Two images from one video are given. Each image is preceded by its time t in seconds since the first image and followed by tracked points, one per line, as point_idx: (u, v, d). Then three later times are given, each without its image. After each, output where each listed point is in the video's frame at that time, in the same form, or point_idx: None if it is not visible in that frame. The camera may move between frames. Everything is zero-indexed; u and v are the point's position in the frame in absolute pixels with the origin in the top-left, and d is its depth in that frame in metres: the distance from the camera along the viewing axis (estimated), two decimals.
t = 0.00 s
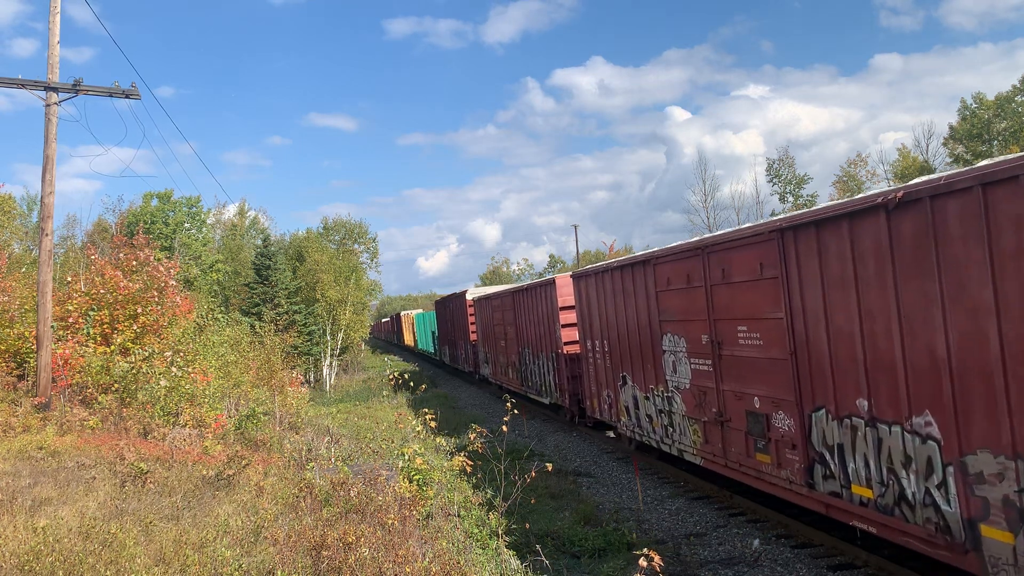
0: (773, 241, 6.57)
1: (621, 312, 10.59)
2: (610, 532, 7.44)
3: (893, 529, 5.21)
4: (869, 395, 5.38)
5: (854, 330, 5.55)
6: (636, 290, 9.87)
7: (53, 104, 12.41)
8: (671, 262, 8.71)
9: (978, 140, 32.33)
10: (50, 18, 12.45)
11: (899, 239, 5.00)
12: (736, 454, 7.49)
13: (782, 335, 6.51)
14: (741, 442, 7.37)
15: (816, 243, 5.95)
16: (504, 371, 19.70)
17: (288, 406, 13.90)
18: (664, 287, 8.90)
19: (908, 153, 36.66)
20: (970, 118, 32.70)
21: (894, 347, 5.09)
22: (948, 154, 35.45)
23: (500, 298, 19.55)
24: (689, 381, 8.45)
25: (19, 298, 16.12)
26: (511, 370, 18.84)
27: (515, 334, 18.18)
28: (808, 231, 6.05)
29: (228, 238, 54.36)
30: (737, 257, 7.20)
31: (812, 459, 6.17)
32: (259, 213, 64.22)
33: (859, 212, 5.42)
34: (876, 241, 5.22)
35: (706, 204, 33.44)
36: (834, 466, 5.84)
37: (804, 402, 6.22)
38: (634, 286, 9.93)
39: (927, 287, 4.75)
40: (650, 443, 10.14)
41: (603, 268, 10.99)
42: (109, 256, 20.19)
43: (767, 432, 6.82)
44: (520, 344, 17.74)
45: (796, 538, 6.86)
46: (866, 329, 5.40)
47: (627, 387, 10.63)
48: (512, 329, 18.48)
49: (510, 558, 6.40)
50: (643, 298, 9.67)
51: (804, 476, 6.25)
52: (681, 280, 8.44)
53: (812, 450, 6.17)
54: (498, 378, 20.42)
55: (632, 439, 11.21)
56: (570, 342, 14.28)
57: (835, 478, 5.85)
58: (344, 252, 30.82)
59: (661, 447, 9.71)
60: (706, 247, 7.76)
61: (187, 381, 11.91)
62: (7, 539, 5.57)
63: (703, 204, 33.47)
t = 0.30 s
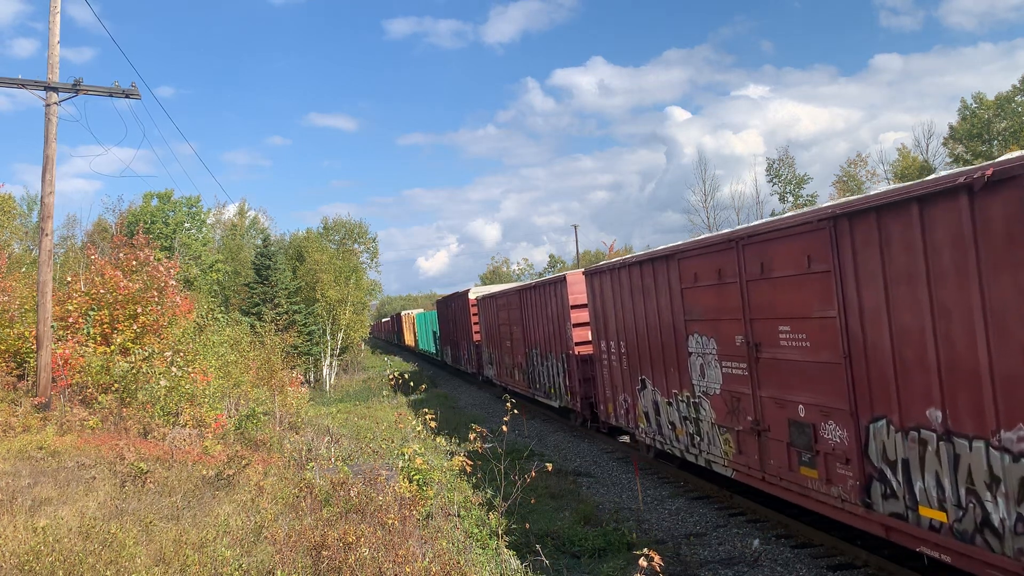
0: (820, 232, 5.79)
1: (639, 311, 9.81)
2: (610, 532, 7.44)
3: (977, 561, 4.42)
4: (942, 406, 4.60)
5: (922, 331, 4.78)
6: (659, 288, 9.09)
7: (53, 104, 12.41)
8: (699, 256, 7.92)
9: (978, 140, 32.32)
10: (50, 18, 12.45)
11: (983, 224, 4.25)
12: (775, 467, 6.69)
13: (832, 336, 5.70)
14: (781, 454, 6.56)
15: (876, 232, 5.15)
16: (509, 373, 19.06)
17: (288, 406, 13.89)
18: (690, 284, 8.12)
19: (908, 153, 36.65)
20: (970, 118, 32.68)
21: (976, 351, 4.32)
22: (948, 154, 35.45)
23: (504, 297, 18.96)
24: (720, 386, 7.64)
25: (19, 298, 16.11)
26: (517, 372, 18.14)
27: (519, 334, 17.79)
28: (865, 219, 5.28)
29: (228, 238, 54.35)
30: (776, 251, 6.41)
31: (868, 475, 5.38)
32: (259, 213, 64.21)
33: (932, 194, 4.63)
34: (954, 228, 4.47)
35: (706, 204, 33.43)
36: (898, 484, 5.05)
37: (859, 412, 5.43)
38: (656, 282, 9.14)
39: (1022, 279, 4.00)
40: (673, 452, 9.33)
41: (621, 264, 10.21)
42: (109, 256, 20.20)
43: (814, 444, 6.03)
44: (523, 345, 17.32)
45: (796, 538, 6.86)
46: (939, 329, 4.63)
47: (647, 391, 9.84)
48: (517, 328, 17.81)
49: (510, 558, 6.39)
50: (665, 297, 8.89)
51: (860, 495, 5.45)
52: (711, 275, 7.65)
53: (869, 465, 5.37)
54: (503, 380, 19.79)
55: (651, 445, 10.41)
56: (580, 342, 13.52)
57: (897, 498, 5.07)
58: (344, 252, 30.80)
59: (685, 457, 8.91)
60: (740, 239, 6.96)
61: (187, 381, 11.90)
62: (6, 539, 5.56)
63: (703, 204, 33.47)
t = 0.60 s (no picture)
0: (884, 220, 5.07)
1: (662, 310, 9.11)
2: (610, 532, 7.43)
3: None
4: None
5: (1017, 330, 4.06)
6: (685, 285, 8.39)
7: (53, 104, 12.41)
8: (733, 249, 7.23)
9: (978, 140, 32.30)
10: (50, 18, 12.45)
11: None
12: (823, 483, 5.97)
13: (898, 337, 4.98)
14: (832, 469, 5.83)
15: (954, 216, 4.45)
16: (515, 374, 18.49)
17: (288, 406, 13.89)
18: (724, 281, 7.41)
19: (909, 153, 36.63)
20: (970, 118, 32.67)
21: None
22: (948, 154, 35.43)
23: (509, 296, 18.41)
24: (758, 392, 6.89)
25: (19, 298, 16.11)
26: (524, 374, 17.54)
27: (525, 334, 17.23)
28: (941, 203, 4.56)
29: (228, 238, 54.34)
30: (829, 242, 5.68)
31: (943, 496, 4.66)
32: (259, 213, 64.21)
33: None
34: None
35: (706, 204, 33.37)
36: (983, 508, 4.32)
37: (932, 425, 4.70)
38: (682, 280, 8.45)
39: None
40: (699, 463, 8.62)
41: (642, 260, 9.53)
42: (109, 256, 20.21)
43: (872, 458, 5.31)
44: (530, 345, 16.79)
45: (796, 538, 6.86)
46: None
47: (670, 397, 9.12)
48: (524, 328, 17.25)
49: (510, 558, 6.39)
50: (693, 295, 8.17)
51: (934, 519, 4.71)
52: (747, 271, 6.95)
53: (945, 486, 4.63)
54: (509, 382, 19.20)
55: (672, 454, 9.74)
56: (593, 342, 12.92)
57: (979, 523, 4.36)
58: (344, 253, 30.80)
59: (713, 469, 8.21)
60: (782, 230, 6.25)
61: (187, 381, 11.90)
62: (6, 539, 5.56)
63: (703, 204, 33.43)
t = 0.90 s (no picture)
0: (967, 204, 4.39)
1: (688, 308, 8.44)
2: (610, 532, 7.43)
3: None
4: None
5: None
6: (715, 282, 7.72)
7: (53, 104, 12.41)
8: (773, 241, 6.55)
9: (978, 140, 32.31)
10: (50, 18, 12.45)
11: None
12: (884, 504, 5.26)
13: (983, 338, 4.31)
14: (896, 488, 5.13)
15: None
16: (521, 376, 17.80)
17: (288, 406, 13.89)
18: (763, 276, 6.75)
19: (909, 152, 36.62)
20: (970, 118, 32.67)
21: None
22: (948, 154, 35.44)
23: (516, 294, 17.67)
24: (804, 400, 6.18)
25: (19, 298, 16.10)
26: (531, 376, 16.79)
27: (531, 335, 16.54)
28: None
29: (228, 238, 54.34)
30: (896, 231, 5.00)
31: None
32: (259, 213, 64.29)
33: None
34: None
35: (706, 204, 33.36)
36: None
37: None
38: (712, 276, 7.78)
39: None
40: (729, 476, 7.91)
41: (666, 255, 8.85)
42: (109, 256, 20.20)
43: (949, 478, 4.61)
44: (537, 347, 16.10)
45: (795, 538, 6.86)
46: None
47: (697, 403, 8.40)
48: (532, 329, 16.48)
49: (510, 559, 6.38)
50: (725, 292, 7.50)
51: None
52: (791, 264, 6.27)
53: None
54: (516, 385, 18.46)
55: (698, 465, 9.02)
56: (607, 342, 12.15)
57: None
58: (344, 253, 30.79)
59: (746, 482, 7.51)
60: (835, 218, 5.57)
61: (187, 381, 11.89)
62: (6, 539, 5.56)
63: (703, 204, 33.44)
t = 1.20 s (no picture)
0: None
1: (720, 306, 7.62)
2: (610, 532, 7.43)
3: None
4: None
5: None
6: (751, 278, 6.92)
7: (53, 104, 12.41)
8: (821, 230, 5.73)
9: (978, 140, 32.30)
10: (50, 18, 12.45)
11: None
12: (964, 531, 4.43)
13: None
14: (979, 514, 4.29)
15: None
16: (529, 379, 17.16)
17: (288, 406, 13.89)
18: (809, 271, 5.92)
19: (909, 152, 36.62)
20: (970, 118, 32.67)
21: None
22: (948, 154, 35.44)
23: (524, 293, 17.04)
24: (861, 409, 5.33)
25: (19, 298, 16.10)
26: (541, 378, 16.14)
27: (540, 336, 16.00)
28: None
29: (228, 238, 54.37)
30: (981, 215, 4.17)
31: None
32: (259, 213, 64.30)
33: None
34: None
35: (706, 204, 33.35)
36: None
37: None
38: (748, 270, 6.98)
39: None
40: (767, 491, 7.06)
41: (693, 248, 8.03)
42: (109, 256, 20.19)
43: None
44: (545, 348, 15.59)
45: (796, 538, 6.86)
46: None
47: (729, 410, 7.55)
48: (541, 329, 15.83)
49: (510, 559, 6.38)
50: (764, 288, 6.68)
51: None
52: (844, 257, 5.44)
53: None
54: (524, 387, 17.81)
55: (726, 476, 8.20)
56: (623, 343, 11.41)
57: None
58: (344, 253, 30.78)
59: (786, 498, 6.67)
60: (902, 201, 4.76)
61: (187, 381, 11.89)
62: (6, 539, 5.55)
63: (703, 204, 33.43)
